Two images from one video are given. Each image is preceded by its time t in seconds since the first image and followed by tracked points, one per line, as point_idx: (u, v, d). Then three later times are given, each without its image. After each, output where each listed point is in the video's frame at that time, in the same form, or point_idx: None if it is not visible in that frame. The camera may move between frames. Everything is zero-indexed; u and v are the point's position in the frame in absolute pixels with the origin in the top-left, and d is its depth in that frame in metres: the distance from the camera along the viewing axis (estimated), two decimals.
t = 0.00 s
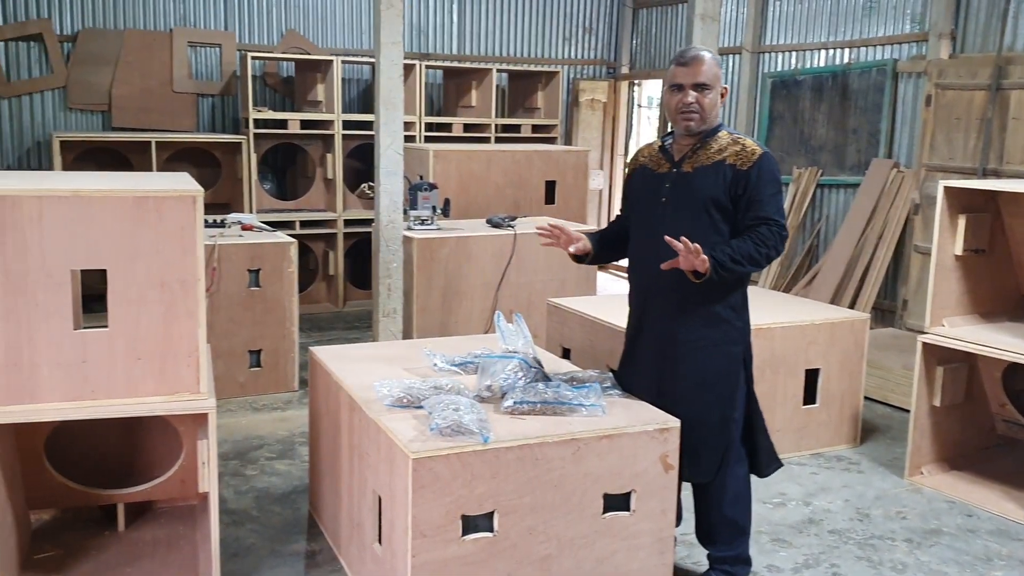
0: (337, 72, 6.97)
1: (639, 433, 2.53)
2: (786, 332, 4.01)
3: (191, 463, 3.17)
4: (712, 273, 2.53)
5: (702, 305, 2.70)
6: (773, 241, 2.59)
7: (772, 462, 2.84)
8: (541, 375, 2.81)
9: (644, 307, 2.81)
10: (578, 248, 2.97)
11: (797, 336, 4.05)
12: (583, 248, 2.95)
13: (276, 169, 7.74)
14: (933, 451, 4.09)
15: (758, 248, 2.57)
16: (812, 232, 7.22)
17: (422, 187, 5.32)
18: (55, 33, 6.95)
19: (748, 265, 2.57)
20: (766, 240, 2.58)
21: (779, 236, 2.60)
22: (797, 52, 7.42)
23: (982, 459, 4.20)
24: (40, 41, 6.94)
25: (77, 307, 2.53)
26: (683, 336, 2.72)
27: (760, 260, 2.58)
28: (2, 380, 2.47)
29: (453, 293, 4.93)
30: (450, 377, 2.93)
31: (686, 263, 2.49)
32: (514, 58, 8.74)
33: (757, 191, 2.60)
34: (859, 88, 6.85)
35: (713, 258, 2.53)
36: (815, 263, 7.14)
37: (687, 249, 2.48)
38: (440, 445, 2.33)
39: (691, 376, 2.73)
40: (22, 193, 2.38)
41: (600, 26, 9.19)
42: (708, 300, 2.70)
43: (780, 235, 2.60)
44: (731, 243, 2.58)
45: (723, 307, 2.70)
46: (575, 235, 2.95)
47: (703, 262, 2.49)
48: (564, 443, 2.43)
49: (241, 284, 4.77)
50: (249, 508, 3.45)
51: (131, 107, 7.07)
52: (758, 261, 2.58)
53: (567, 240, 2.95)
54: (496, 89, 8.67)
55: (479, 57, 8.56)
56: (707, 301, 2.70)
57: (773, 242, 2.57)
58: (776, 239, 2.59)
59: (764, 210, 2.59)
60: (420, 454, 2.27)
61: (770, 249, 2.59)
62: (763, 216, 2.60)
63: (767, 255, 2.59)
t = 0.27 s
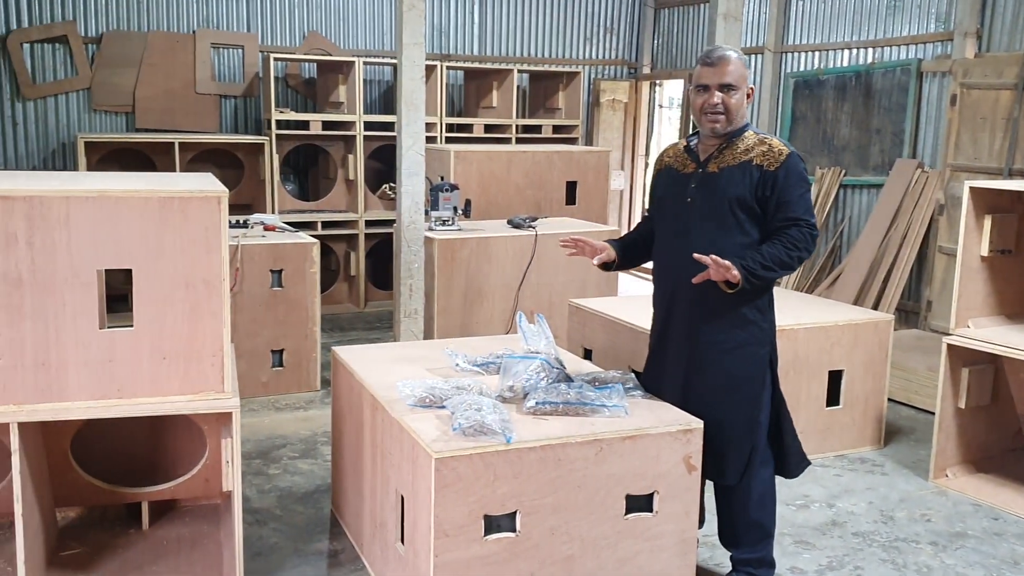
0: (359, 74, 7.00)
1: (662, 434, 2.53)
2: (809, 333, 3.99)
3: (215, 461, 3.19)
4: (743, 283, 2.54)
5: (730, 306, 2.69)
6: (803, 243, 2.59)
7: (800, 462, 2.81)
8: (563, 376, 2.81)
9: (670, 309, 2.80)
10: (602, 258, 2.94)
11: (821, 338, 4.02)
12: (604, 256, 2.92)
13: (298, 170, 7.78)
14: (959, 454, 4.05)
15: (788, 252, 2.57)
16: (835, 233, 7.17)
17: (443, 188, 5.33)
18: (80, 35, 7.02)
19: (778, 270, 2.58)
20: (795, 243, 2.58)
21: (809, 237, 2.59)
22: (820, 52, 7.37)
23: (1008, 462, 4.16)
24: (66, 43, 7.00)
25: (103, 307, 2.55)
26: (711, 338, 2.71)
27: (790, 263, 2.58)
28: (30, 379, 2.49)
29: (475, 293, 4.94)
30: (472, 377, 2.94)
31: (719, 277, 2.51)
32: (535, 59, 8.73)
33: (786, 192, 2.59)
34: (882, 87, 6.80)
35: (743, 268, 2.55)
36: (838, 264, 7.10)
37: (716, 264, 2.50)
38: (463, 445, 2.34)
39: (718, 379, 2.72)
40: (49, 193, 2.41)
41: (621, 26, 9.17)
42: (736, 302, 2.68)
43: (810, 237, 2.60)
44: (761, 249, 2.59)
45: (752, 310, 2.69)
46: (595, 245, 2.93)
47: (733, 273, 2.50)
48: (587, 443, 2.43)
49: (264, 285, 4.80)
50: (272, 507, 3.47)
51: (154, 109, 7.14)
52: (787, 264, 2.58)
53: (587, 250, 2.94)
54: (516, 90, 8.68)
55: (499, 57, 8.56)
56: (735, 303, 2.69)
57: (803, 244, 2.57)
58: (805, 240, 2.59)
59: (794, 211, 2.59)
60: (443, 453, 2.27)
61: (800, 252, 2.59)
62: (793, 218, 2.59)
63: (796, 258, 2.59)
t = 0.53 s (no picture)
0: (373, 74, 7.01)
1: (677, 436, 2.52)
2: (824, 335, 3.97)
3: (229, 461, 3.21)
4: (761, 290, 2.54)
5: (747, 309, 2.68)
6: (821, 246, 2.58)
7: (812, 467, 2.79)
8: (577, 377, 2.80)
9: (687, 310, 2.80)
10: (616, 259, 2.92)
11: (836, 340, 4.00)
12: (618, 256, 2.90)
13: (312, 170, 7.80)
14: (974, 457, 4.03)
15: (806, 255, 2.57)
16: (849, 235, 7.15)
17: (456, 189, 5.34)
18: (96, 35, 7.06)
19: (796, 274, 2.58)
20: (814, 245, 2.57)
21: (827, 239, 2.59)
22: (835, 53, 7.35)
23: None
24: (82, 43, 7.04)
25: (118, 307, 2.56)
26: (728, 341, 2.71)
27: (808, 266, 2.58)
28: (46, 378, 2.51)
29: (488, 294, 4.94)
30: (486, 378, 2.94)
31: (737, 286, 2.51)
32: (549, 60, 8.73)
33: (804, 192, 2.58)
34: (898, 89, 6.77)
35: (761, 274, 2.55)
36: (853, 266, 7.07)
37: (733, 274, 2.49)
38: (477, 445, 2.34)
39: (736, 381, 2.72)
40: (66, 192, 2.42)
41: (635, 27, 9.16)
42: (753, 305, 2.67)
43: (828, 238, 2.59)
44: (779, 253, 2.59)
45: (770, 312, 2.68)
46: (609, 246, 2.91)
47: (752, 282, 2.51)
48: (601, 445, 2.42)
49: (278, 285, 4.82)
50: (286, 507, 3.48)
51: (168, 109, 7.17)
52: (805, 267, 2.58)
53: (601, 250, 2.92)
54: (530, 91, 8.68)
55: (513, 58, 8.57)
56: (753, 305, 2.68)
57: (820, 247, 2.56)
58: (823, 242, 2.58)
59: (812, 212, 2.58)
60: (456, 454, 2.28)
61: (818, 254, 2.58)
62: (811, 219, 2.58)
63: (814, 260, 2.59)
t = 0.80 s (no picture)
0: (387, 75, 7.02)
1: (692, 437, 2.51)
2: (840, 336, 3.95)
3: (244, 459, 3.22)
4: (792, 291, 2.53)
5: (771, 311, 2.67)
6: (843, 246, 2.59)
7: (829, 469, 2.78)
8: (592, 377, 2.80)
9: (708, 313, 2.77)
10: (637, 264, 2.91)
11: (852, 341, 3.98)
12: (640, 260, 2.90)
13: (326, 171, 7.83)
14: (991, 460, 4.00)
15: (831, 255, 2.57)
16: (864, 236, 7.12)
17: (470, 189, 5.34)
18: (112, 36, 7.10)
19: (821, 274, 2.58)
20: (837, 246, 2.58)
21: (848, 239, 2.60)
22: (851, 53, 7.31)
23: None
24: (98, 44, 7.09)
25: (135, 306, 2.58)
26: (752, 343, 2.69)
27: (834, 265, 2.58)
28: (63, 376, 2.52)
29: (502, 295, 4.94)
30: (500, 378, 2.94)
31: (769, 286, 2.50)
32: (563, 60, 8.73)
33: (825, 193, 2.59)
34: (914, 89, 6.73)
35: (791, 275, 2.54)
36: (868, 267, 7.04)
37: (769, 273, 2.49)
38: (491, 445, 2.34)
39: (758, 383, 2.71)
40: (83, 192, 2.43)
41: (649, 27, 9.15)
42: (776, 306, 2.67)
43: (848, 238, 2.61)
44: (804, 253, 2.59)
45: (792, 313, 2.69)
46: (628, 252, 2.89)
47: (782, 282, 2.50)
48: (616, 446, 2.42)
49: (293, 284, 4.83)
50: (300, 506, 3.49)
51: (184, 109, 7.21)
52: (830, 267, 2.58)
53: (622, 258, 2.89)
54: (544, 91, 8.69)
55: (527, 58, 8.57)
56: (775, 306, 2.67)
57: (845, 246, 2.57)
58: (845, 241, 2.60)
59: (833, 212, 2.59)
60: (471, 454, 2.28)
61: (841, 254, 2.59)
62: (832, 219, 2.60)
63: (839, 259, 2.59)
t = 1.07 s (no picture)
0: (399, 74, 7.03)
1: (705, 438, 2.51)
2: (853, 337, 3.94)
3: (256, 458, 3.23)
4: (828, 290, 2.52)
5: (795, 311, 2.67)
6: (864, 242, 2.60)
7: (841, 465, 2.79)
8: (604, 377, 2.80)
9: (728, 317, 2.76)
10: (647, 263, 2.89)
11: (865, 342, 3.97)
12: (650, 260, 2.88)
13: (338, 171, 7.85)
14: (1005, 462, 3.98)
15: (854, 252, 2.57)
16: (877, 236, 7.09)
17: (482, 189, 5.35)
18: (126, 36, 7.13)
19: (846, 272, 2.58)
20: (859, 243, 2.58)
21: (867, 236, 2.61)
22: (864, 53, 7.28)
23: None
24: (112, 44, 7.12)
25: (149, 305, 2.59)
26: (774, 344, 2.68)
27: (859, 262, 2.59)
28: (78, 374, 2.53)
29: (513, 294, 4.95)
30: (512, 378, 2.94)
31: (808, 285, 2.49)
32: (575, 60, 8.72)
33: (843, 191, 2.60)
34: (927, 89, 6.71)
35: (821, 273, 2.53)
36: (881, 267, 7.01)
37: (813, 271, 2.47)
38: (504, 445, 2.34)
39: (781, 384, 2.70)
40: (99, 192, 2.45)
41: (661, 27, 9.13)
42: (800, 306, 2.67)
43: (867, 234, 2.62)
44: (828, 252, 2.58)
45: (814, 313, 2.69)
46: (640, 251, 2.88)
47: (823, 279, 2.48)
48: (628, 446, 2.42)
49: (305, 284, 4.85)
50: (312, 504, 3.50)
51: (197, 108, 7.24)
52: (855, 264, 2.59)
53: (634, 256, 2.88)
54: (555, 91, 8.69)
55: (539, 58, 8.56)
56: (799, 306, 2.67)
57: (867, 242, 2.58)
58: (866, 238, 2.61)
59: (852, 209, 2.60)
60: (483, 454, 2.28)
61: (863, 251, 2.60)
62: (851, 216, 2.60)
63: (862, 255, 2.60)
